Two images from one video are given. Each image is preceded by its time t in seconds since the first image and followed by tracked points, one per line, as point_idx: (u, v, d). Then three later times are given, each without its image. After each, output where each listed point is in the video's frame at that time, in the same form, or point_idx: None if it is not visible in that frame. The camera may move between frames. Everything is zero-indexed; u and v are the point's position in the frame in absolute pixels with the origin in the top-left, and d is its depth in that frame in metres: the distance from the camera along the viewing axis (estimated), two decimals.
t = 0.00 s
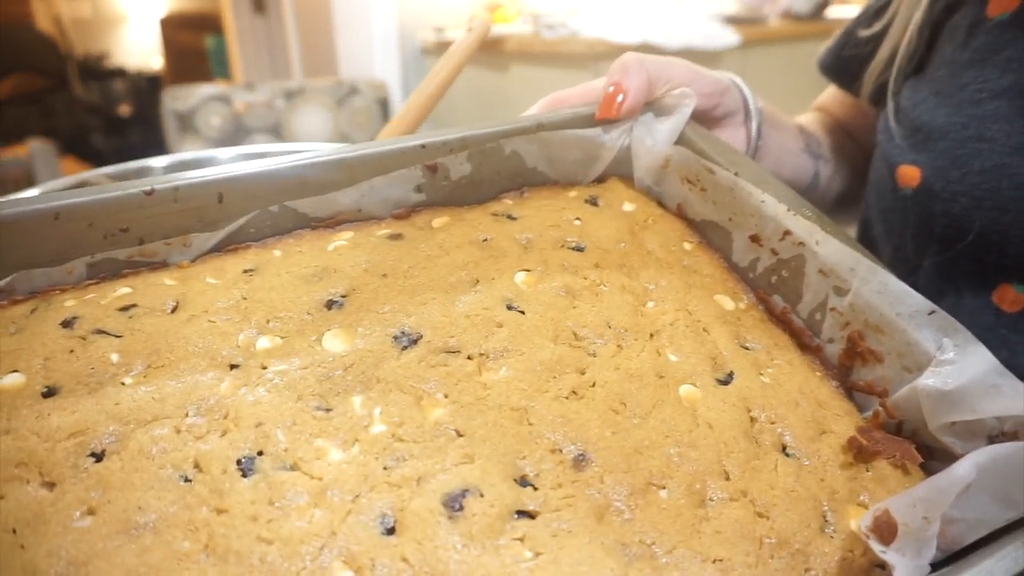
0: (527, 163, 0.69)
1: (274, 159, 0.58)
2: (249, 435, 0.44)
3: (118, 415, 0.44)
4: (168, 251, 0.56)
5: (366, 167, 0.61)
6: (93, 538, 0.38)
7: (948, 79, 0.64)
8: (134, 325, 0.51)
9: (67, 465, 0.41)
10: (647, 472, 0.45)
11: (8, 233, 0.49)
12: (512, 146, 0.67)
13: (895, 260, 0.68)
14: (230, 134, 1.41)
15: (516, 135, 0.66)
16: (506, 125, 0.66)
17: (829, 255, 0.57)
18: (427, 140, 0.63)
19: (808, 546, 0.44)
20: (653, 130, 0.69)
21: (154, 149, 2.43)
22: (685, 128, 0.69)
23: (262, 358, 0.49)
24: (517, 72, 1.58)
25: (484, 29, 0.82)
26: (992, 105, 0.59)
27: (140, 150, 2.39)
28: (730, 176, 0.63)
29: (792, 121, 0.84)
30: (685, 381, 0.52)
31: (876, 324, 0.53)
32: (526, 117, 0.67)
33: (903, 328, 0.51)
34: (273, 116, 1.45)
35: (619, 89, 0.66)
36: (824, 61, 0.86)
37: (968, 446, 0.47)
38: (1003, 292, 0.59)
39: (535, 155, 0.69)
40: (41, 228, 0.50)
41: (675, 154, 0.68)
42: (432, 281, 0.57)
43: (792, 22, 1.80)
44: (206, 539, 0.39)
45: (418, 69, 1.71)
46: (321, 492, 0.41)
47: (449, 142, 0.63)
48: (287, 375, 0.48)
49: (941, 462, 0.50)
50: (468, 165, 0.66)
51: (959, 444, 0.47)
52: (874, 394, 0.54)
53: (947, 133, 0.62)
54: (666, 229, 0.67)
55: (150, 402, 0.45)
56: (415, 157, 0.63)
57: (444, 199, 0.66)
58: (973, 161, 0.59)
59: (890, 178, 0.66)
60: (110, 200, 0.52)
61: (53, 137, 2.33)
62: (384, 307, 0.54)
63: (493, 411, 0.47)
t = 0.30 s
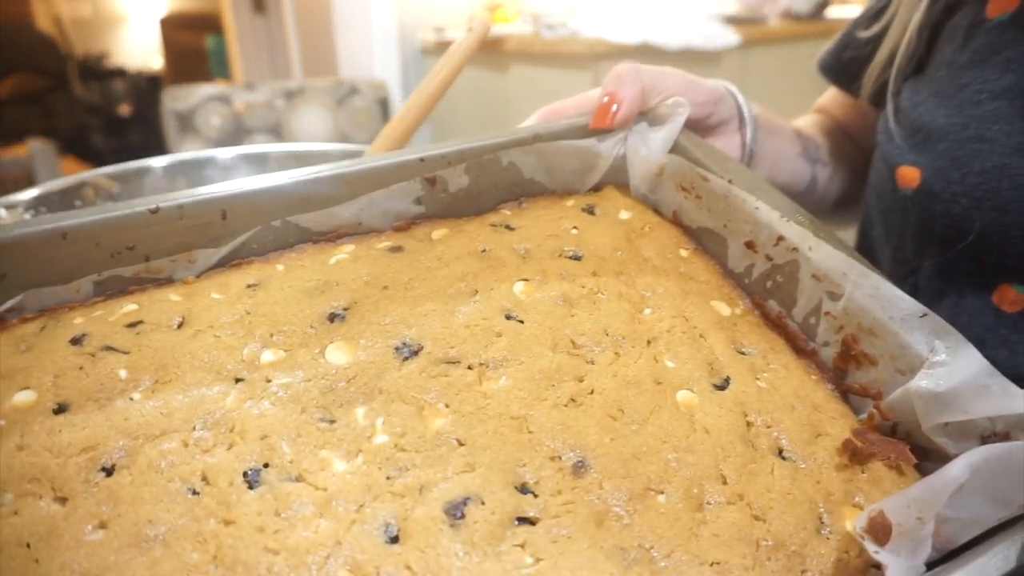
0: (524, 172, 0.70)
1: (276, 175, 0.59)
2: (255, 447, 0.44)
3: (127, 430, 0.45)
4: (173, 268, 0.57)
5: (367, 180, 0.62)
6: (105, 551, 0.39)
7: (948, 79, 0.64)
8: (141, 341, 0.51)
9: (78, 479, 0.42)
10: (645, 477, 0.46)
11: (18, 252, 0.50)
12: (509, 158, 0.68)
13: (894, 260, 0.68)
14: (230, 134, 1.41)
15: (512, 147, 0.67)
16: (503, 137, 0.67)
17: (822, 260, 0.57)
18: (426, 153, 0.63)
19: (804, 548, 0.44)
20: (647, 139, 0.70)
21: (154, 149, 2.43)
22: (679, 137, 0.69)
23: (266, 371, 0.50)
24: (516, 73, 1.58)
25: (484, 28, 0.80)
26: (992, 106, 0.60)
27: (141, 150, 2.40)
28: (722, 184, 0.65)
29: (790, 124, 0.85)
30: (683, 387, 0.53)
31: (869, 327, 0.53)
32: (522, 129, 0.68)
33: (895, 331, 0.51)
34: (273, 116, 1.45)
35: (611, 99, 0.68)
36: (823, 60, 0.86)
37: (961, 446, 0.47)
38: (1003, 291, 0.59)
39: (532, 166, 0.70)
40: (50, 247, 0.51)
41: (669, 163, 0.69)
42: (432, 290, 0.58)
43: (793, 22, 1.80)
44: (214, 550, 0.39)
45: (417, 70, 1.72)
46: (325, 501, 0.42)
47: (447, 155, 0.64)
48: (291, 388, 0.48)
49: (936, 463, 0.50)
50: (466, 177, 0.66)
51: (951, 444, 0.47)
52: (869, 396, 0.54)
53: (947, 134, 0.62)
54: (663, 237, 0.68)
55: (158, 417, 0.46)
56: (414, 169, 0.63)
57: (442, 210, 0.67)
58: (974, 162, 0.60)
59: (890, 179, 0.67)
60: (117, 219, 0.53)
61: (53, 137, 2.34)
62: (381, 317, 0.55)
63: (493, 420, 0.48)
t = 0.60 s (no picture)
0: (507, 198, 0.71)
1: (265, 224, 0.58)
2: (252, 501, 0.47)
3: (127, 491, 0.47)
4: (169, 324, 0.57)
5: (354, 228, 0.62)
6: None
7: (942, 81, 0.63)
8: (140, 402, 0.53)
9: (81, 543, 0.44)
10: (637, 510, 0.47)
11: (19, 323, 0.50)
12: (493, 194, 0.70)
13: (889, 263, 0.67)
14: (230, 134, 1.43)
15: (496, 184, 0.69)
16: (487, 176, 0.68)
17: (805, 280, 0.56)
18: (411, 197, 0.64)
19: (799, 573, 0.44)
20: (629, 166, 0.72)
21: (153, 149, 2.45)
22: (660, 160, 0.71)
23: (261, 425, 0.52)
24: (516, 73, 1.58)
25: (485, 27, 0.78)
26: (985, 109, 0.58)
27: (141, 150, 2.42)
28: (705, 207, 0.66)
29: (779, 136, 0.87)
30: (673, 416, 0.54)
31: (856, 344, 0.52)
32: (505, 164, 0.70)
33: (881, 347, 0.50)
34: (273, 116, 1.46)
35: (592, 127, 0.70)
36: (820, 62, 0.85)
37: (952, 462, 0.46)
38: (998, 295, 0.58)
39: (518, 199, 0.72)
40: (49, 316, 0.51)
41: (651, 187, 0.71)
42: (421, 329, 0.60)
43: (793, 22, 1.81)
44: None
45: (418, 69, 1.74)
46: (321, 553, 0.44)
47: (432, 197, 0.65)
48: (286, 440, 0.51)
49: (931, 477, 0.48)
50: (451, 217, 0.68)
51: (944, 460, 0.46)
52: (859, 412, 0.53)
53: (940, 137, 0.60)
54: (651, 262, 0.69)
55: (157, 475, 0.48)
56: (400, 211, 0.64)
57: (431, 250, 0.69)
58: (968, 166, 0.58)
59: (883, 183, 0.65)
60: (111, 283, 0.52)
61: (54, 138, 2.43)
62: (364, 349, 0.59)
63: (485, 460, 0.50)
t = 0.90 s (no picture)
0: (492, 257, 0.70)
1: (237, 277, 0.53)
2: (234, 552, 0.45)
3: (113, 552, 0.45)
4: (166, 393, 0.54)
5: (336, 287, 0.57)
6: None
7: (926, 85, 0.61)
8: (133, 469, 0.50)
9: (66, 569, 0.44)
10: (619, 536, 0.47)
11: (17, 402, 0.46)
12: (474, 249, 0.68)
13: (879, 265, 0.65)
14: (230, 134, 1.44)
15: (477, 238, 0.67)
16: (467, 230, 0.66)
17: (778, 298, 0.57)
18: (396, 253, 0.60)
19: None
20: (605, 214, 0.72)
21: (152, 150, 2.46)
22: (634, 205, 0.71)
23: (249, 480, 0.51)
24: (515, 73, 1.59)
25: (485, 26, 0.77)
26: (967, 113, 0.57)
27: (141, 149, 2.42)
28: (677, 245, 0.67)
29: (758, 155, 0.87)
30: (655, 443, 0.55)
31: (834, 356, 0.53)
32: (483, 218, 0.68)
33: (858, 356, 0.51)
34: (273, 116, 1.47)
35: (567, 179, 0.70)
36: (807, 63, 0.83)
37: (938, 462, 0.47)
38: (987, 295, 0.57)
39: (499, 253, 0.70)
40: (52, 391, 0.47)
41: (625, 231, 0.71)
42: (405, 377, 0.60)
43: (792, 21, 1.81)
44: None
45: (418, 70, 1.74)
46: None
47: (420, 251, 0.62)
48: (272, 492, 0.50)
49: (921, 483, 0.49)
50: (435, 272, 0.65)
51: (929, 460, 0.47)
52: (845, 425, 0.54)
53: (924, 142, 0.59)
54: (633, 301, 0.70)
55: (145, 536, 0.46)
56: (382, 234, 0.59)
57: (418, 307, 0.66)
58: (953, 170, 0.57)
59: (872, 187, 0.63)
60: (110, 355, 0.48)
61: (53, 137, 2.46)
62: (359, 402, 0.57)
63: (464, 494, 0.50)
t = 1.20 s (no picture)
0: (477, 307, 0.68)
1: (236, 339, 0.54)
2: None
3: None
4: (160, 457, 0.54)
5: (325, 344, 0.57)
6: None
7: (914, 87, 0.61)
8: (126, 526, 0.50)
9: None
10: (611, 557, 0.47)
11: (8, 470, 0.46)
12: (460, 298, 0.66)
13: (871, 268, 0.65)
14: (230, 133, 1.44)
15: (461, 288, 0.65)
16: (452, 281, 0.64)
17: (757, 314, 0.58)
18: (379, 308, 0.60)
19: None
20: (583, 257, 0.70)
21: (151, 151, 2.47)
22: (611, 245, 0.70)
23: (240, 531, 0.50)
24: (515, 74, 1.60)
25: (485, 28, 0.80)
26: (956, 114, 0.57)
27: (141, 148, 2.44)
28: (655, 274, 0.66)
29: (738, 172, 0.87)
30: (646, 465, 0.54)
31: (815, 363, 0.54)
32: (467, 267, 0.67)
33: (838, 361, 0.52)
34: (273, 116, 1.47)
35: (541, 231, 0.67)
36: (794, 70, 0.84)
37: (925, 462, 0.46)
38: (976, 295, 0.57)
39: (485, 301, 0.68)
40: (43, 459, 0.47)
41: (604, 269, 0.70)
42: (396, 428, 0.59)
43: (793, 21, 1.81)
44: None
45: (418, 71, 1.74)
46: None
47: (401, 305, 0.61)
48: (262, 539, 0.49)
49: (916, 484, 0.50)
50: (422, 323, 0.64)
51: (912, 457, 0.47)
52: (836, 433, 0.55)
53: (913, 143, 0.60)
54: (621, 336, 0.69)
55: None
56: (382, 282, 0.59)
57: (408, 358, 0.66)
58: (942, 170, 0.57)
59: (863, 188, 0.64)
60: (100, 421, 0.48)
61: (53, 137, 2.52)
62: (348, 449, 0.57)
63: (456, 526, 0.50)
